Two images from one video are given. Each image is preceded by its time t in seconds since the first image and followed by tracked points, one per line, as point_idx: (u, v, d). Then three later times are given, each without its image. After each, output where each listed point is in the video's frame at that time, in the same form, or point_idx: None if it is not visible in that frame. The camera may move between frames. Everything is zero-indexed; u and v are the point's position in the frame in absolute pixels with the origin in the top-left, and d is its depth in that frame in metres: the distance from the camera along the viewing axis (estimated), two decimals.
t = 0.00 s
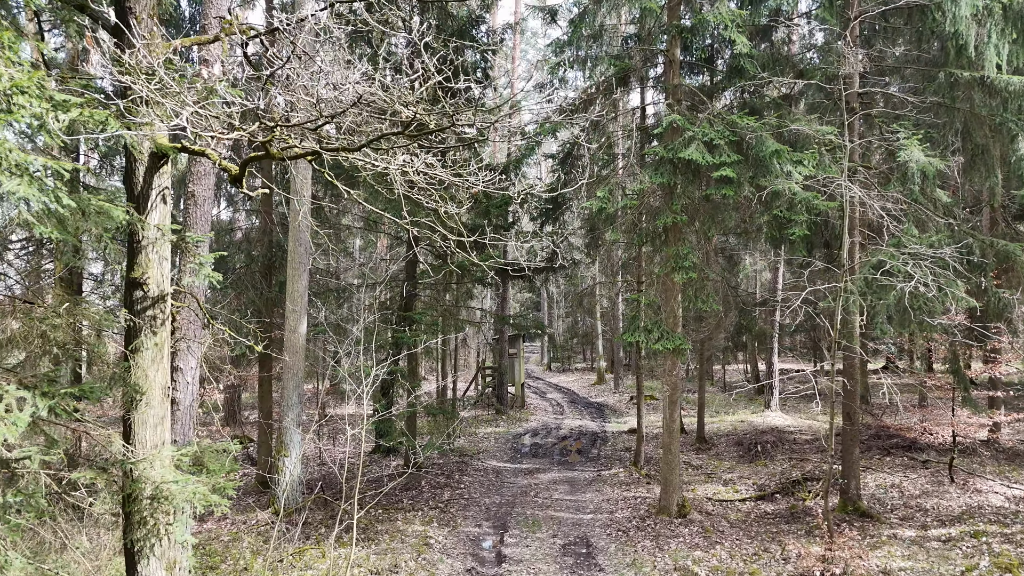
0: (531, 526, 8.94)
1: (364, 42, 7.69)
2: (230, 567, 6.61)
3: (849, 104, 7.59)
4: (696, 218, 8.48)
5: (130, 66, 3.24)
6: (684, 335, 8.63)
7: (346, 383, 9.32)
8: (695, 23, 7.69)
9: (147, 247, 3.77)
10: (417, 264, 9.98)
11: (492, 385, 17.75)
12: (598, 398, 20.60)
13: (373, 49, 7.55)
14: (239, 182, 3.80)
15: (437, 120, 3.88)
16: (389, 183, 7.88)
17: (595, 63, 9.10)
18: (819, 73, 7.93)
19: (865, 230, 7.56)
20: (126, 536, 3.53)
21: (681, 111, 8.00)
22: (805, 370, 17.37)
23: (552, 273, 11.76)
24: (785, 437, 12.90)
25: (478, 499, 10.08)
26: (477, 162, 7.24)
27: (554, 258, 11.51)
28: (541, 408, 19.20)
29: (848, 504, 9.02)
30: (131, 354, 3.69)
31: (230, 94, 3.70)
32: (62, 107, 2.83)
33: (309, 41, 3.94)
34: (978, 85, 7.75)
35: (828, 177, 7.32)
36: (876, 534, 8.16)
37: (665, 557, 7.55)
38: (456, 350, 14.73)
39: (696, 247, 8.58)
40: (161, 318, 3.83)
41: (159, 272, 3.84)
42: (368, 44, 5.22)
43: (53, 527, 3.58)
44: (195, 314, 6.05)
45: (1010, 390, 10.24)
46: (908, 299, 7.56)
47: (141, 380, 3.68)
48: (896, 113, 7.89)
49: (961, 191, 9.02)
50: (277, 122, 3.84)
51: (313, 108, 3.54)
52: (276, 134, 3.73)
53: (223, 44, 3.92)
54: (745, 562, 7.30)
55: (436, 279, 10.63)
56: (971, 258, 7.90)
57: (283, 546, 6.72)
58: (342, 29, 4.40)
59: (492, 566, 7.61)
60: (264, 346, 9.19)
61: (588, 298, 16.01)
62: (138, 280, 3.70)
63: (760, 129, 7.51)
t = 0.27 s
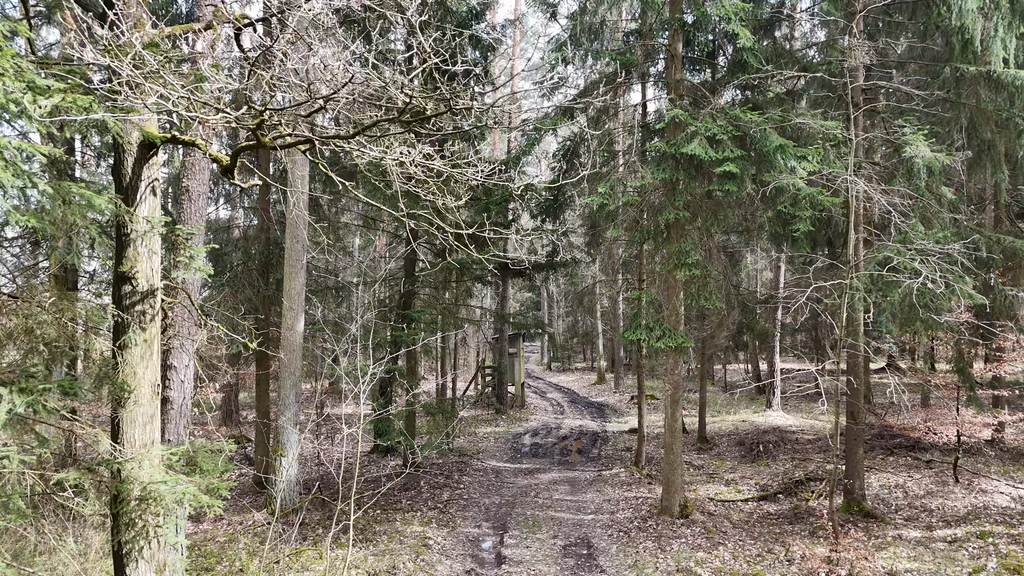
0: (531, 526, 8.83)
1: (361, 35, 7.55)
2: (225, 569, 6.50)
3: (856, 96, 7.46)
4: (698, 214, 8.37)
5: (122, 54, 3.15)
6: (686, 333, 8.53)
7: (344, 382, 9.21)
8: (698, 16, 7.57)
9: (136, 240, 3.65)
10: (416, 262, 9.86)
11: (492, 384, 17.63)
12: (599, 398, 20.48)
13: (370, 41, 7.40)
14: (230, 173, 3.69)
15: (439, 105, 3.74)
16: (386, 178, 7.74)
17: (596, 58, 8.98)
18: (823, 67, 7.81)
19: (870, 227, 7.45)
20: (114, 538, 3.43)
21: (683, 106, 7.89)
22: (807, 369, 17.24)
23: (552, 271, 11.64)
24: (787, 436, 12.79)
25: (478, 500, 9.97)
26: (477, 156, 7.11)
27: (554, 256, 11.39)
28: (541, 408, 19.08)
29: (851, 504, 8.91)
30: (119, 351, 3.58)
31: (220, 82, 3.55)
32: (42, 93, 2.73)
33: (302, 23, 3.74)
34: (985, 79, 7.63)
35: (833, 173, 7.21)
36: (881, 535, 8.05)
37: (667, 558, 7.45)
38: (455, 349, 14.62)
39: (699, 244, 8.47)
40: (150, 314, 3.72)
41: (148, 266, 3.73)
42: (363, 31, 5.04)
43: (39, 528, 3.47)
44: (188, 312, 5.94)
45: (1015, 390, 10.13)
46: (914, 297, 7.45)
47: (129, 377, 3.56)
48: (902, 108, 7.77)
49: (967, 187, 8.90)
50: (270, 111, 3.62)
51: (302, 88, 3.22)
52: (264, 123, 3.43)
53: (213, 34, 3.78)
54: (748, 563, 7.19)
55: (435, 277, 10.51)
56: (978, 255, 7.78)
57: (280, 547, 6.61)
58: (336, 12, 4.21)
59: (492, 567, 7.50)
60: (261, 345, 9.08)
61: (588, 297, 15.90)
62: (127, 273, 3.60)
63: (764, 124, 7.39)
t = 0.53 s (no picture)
0: (531, 528, 8.72)
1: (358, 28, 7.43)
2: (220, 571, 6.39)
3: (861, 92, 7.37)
4: (701, 212, 8.26)
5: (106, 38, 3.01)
6: (689, 332, 8.42)
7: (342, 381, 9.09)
8: (701, 10, 7.46)
9: (124, 235, 3.54)
10: (415, 260, 9.74)
11: (492, 384, 17.52)
12: (599, 398, 20.38)
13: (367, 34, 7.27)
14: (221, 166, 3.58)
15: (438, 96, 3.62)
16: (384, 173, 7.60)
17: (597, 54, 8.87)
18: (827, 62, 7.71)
19: (876, 224, 7.33)
20: (100, 541, 3.32)
21: (686, 102, 7.78)
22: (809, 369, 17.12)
23: (553, 270, 11.53)
24: (789, 436, 12.68)
25: (477, 501, 9.85)
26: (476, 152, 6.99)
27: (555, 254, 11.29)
28: (541, 408, 18.97)
29: (856, 505, 8.80)
30: (107, 349, 3.47)
31: (211, 71, 3.44)
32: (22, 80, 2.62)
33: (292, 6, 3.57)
34: (992, 75, 7.52)
35: (838, 169, 7.09)
36: (886, 537, 7.94)
37: (670, 560, 7.34)
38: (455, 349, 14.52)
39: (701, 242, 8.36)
40: (139, 311, 3.60)
41: (137, 262, 3.62)
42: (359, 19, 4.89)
43: (23, 532, 3.35)
44: (182, 311, 5.83)
45: (1021, 389, 10.02)
46: (920, 295, 7.33)
47: (117, 376, 3.45)
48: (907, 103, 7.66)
49: (973, 184, 8.79)
50: (262, 100, 3.46)
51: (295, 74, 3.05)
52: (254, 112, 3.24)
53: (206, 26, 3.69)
54: (752, 566, 7.08)
55: (435, 276, 10.40)
56: (985, 252, 7.66)
57: (275, 549, 6.50)
58: None
59: (491, 569, 7.39)
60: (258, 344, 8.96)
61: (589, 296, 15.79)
62: (114, 269, 3.48)
63: (767, 120, 7.29)
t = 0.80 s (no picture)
0: (532, 531, 8.61)
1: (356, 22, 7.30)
2: None
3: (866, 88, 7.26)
4: (704, 210, 8.13)
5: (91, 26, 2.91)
6: (692, 331, 8.30)
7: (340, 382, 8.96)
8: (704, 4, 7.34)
9: (112, 232, 3.42)
10: (413, 258, 9.61)
11: (492, 385, 17.41)
12: (600, 398, 20.28)
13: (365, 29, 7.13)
14: (211, 160, 3.46)
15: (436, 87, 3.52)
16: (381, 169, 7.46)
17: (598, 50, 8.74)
18: (834, 57, 7.58)
19: (882, 222, 7.21)
20: (87, 549, 3.22)
21: (689, 98, 7.65)
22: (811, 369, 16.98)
23: (553, 268, 11.43)
24: (791, 437, 12.57)
25: (477, 502, 9.73)
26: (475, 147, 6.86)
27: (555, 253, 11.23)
28: (542, 408, 18.87)
29: (860, 507, 8.70)
30: (94, 350, 3.36)
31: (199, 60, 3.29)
32: None
33: None
34: (1000, 71, 7.38)
35: (844, 166, 6.97)
36: (892, 540, 7.82)
37: (672, 564, 7.23)
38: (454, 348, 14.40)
39: (704, 240, 8.24)
40: (127, 311, 3.49)
41: (126, 260, 3.51)
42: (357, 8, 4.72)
43: (6, 540, 3.23)
44: (176, 311, 5.72)
45: None
46: (928, 294, 7.21)
47: (105, 378, 3.34)
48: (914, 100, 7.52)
49: (979, 182, 8.65)
50: (252, 91, 3.34)
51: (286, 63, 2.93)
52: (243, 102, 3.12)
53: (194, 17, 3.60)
54: (755, 569, 6.98)
55: (434, 275, 10.28)
56: (993, 251, 7.53)
57: (272, 553, 6.39)
58: None
59: (491, 573, 7.28)
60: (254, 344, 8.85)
61: (590, 296, 15.66)
62: (102, 266, 3.38)
63: (772, 115, 7.16)
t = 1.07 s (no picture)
0: (533, 534, 8.49)
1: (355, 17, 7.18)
2: None
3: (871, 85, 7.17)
4: (707, 209, 8.03)
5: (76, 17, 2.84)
6: (694, 332, 8.19)
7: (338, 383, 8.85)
8: None
9: (99, 229, 3.31)
10: (413, 258, 9.50)
11: (492, 385, 17.31)
12: (600, 399, 20.18)
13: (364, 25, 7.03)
14: (202, 155, 3.35)
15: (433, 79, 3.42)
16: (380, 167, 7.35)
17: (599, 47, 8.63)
18: (839, 54, 7.47)
19: (888, 220, 7.11)
20: (74, 558, 3.12)
21: (693, 95, 7.54)
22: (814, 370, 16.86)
23: (554, 268, 11.33)
24: (794, 438, 12.47)
25: (477, 505, 9.62)
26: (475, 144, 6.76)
27: (556, 253, 11.13)
28: (542, 409, 18.77)
29: (865, 510, 8.59)
30: (80, 351, 3.25)
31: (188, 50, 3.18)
32: None
33: None
34: (1008, 67, 7.27)
35: (850, 164, 6.86)
36: (898, 543, 7.71)
37: (675, 568, 7.12)
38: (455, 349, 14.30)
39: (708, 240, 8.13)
40: (115, 311, 3.38)
41: (113, 258, 3.40)
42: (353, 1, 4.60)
43: None
44: (169, 312, 5.60)
45: None
46: (935, 294, 7.10)
47: (91, 380, 3.24)
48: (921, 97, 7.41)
49: (986, 180, 8.54)
50: (242, 83, 3.22)
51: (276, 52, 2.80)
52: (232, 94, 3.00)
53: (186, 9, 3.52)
54: (760, 574, 6.87)
55: (434, 275, 10.17)
56: (1002, 250, 7.42)
57: (268, 558, 6.28)
58: None
59: None
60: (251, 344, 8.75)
61: (591, 296, 15.54)
62: (88, 265, 3.28)
63: (776, 113, 7.06)
